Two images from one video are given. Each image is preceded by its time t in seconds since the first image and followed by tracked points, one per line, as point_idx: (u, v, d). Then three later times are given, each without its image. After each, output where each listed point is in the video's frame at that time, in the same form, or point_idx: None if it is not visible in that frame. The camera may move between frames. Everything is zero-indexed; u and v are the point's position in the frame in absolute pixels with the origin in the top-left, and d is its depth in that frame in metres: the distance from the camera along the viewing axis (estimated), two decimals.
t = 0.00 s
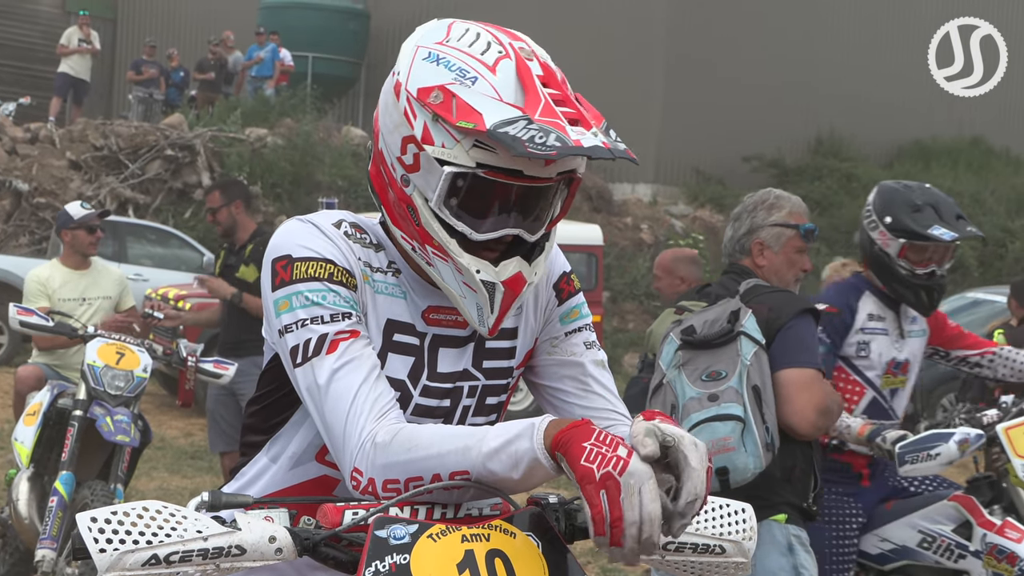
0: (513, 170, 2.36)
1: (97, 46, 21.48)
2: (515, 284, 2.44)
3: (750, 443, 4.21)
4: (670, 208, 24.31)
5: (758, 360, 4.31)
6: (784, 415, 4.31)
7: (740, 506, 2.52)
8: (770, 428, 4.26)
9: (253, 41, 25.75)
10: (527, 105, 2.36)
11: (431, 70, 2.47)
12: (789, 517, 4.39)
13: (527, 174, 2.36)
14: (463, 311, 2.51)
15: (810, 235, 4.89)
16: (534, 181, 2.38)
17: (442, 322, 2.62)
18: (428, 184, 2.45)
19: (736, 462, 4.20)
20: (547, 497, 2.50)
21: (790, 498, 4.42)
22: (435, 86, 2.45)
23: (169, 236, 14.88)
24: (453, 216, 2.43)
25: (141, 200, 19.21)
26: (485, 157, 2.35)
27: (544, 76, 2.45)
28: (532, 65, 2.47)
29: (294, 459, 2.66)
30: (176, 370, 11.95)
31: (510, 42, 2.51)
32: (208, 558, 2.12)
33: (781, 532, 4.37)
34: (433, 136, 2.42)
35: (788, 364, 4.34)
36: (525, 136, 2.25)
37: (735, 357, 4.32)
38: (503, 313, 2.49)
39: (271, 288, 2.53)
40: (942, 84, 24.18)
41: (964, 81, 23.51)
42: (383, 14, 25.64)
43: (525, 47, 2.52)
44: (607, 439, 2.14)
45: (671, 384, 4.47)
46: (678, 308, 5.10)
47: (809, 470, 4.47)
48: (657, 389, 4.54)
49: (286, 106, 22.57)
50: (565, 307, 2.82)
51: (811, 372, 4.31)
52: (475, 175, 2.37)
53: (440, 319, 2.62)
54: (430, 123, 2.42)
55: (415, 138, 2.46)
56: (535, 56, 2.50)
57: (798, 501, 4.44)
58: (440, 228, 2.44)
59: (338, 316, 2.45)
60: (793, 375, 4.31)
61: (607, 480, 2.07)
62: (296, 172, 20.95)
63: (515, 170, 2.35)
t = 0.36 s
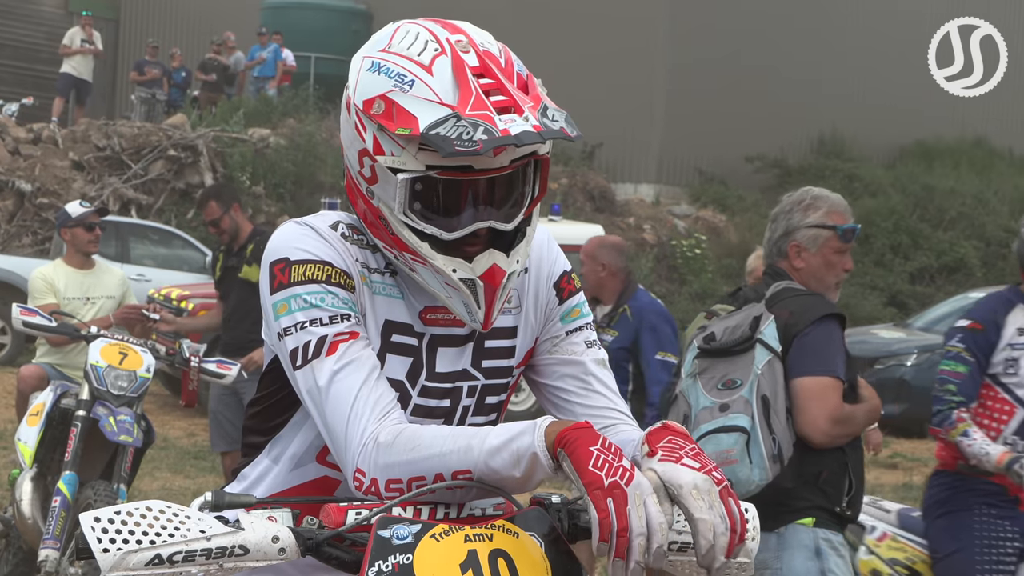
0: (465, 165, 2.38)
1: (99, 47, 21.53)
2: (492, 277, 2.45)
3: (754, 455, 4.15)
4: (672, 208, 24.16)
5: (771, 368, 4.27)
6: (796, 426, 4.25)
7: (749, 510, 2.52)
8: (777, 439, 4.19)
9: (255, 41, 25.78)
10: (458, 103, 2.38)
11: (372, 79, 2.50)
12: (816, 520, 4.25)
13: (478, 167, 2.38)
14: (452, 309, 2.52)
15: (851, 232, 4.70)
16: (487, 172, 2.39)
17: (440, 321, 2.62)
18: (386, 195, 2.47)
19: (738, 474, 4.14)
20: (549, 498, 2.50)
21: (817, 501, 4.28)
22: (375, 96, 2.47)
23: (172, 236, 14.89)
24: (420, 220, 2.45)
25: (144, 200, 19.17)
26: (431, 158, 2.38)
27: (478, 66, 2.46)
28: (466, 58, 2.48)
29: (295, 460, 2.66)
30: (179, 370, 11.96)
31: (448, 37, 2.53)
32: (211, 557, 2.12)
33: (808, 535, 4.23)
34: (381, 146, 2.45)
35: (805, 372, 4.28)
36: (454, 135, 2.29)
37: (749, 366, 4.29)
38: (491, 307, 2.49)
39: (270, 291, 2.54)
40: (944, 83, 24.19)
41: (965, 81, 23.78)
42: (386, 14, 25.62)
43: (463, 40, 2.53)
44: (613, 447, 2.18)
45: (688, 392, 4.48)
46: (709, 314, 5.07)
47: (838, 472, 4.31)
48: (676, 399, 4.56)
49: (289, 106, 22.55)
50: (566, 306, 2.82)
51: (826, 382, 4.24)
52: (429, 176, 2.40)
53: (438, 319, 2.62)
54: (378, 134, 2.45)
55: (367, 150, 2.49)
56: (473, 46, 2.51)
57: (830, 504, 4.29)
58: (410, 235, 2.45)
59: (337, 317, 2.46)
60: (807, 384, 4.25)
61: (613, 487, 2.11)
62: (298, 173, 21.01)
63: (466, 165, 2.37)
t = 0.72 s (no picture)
0: (445, 167, 2.37)
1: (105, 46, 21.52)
2: (482, 275, 2.45)
3: (764, 470, 4.11)
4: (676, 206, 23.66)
5: (792, 382, 4.15)
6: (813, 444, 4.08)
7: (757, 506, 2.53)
8: (789, 454, 4.09)
9: (261, 40, 25.79)
10: (429, 107, 2.38)
11: (349, 84, 2.50)
12: (846, 526, 4.05)
13: (457, 167, 2.37)
14: (446, 308, 2.52)
15: (903, 236, 4.26)
16: (466, 172, 2.38)
17: (439, 319, 2.61)
18: (371, 199, 2.47)
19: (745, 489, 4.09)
20: (551, 496, 2.53)
21: (849, 508, 4.08)
22: (353, 102, 2.48)
23: (177, 235, 14.91)
24: (408, 222, 2.44)
25: (149, 200, 19.23)
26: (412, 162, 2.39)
27: (452, 65, 2.46)
28: (442, 56, 2.48)
29: (296, 459, 2.66)
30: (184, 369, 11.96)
31: (422, 37, 2.52)
32: (212, 557, 2.12)
33: (837, 542, 4.04)
34: (362, 151, 2.45)
35: (823, 385, 4.06)
36: (425, 139, 2.30)
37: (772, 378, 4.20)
38: (484, 305, 2.48)
39: (269, 290, 2.54)
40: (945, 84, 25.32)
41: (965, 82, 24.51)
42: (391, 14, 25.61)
43: (437, 38, 2.52)
44: (616, 444, 2.18)
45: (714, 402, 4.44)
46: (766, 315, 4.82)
47: (875, 480, 4.11)
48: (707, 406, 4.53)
49: (295, 105, 22.50)
50: (567, 303, 2.82)
51: (843, 399, 4.01)
52: (411, 179, 2.40)
53: (437, 317, 2.61)
54: (357, 140, 2.45)
55: (348, 156, 2.49)
56: (446, 44, 2.50)
57: (863, 511, 4.08)
58: (398, 238, 2.44)
59: (336, 316, 2.46)
60: (823, 399, 4.04)
61: (619, 486, 2.11)
62: (303, 172, 20.80)
63: (446, 166, 2.36)
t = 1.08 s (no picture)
0: (452, 162, 2.37)
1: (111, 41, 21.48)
2: (489, 270, 2.45)
3: (765, 467, 4.19)
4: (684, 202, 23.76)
5: (800, 383, 4.20)
6: (817, 445, 4.07)
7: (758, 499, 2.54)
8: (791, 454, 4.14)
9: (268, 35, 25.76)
10: (438, 101, 2.38)
11: (355, 79, 2.50)
12: (856, 528, 4.03)
13: (465, 162, 2.37)
14: (452, 302, 2.52)
15: (935, 236, 4.19)
16: (472, 167, 2.37)
17: (444, 313, 2.61)
18: (378, 194, 2.47)
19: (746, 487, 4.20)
20: (554, 491, 2.53)
21: (859, 509, 4.06)
22: (360, 96, 2.47)
23: (184, 230, 14.92)
24: (415, 217, 2.43)
25: (155, 194, 19.32)
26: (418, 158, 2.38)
27: (460, 60, 2.46)
28: (449, 51, 2.48)
29: (299, 452, 2.67)
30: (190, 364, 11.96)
31: (428, 32, 2.52)
32: (214, 553, 2.12)
33: (846, 543, 4.03)
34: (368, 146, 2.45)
35: (828, 387, 4.06)
36: (434, 134, 2.30)
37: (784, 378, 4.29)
38: (491, 300, 2.49)
39: (273, 284, 2.54)
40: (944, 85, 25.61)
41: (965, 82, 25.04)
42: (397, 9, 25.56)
43: (444, 33, 2.52)
44: (619, 441, 2.18)
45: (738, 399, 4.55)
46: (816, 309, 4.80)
47: (891, 482, 4.06)
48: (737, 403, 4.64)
49: (301, 101, 22.49)
50: (572, 296, 2.82)
51: (844, 402, 3.99)
52: (417, 173, 2.40)
53: (443, 310, 2.61)
54: (364, 134, 2.45)
55: (355, 150, 2.49)
56: (453, 39, 2.50)
57: (874, 514, 4.05)
58: (405, 233, 2.44)
59: (341, 310, 2.46)
60: (826, 401, 4.04)
61: (621, 484, 2.11)
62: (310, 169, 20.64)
63: (453, 162, 2.36)
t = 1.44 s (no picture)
0: (454, 159, 2.37)
1: (111, 34, 21.37)
2: (491, 267, 2.45)
3: (777, 458, 4.15)
4: (684, 196, 23.77)
5: (820, 376, 4.21)
6: (829, 438, 4.09)
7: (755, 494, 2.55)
8: (803, 446, 4.13)
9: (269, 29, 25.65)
10: (439, 97, 2.38)
11: (359, 74, 2.50)
12: (868, 524, 4.04)
13: (466, 160, 2.37)
14: (453, 299, 2.52)
15: (968, 236, 4.20)
16: (474, 164, 2.37)
17: (446, 308, 2.61)
18: (380, 190, 2.47)
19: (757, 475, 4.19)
20: (555, 485, 2.54)
21: (874, 506, 4.06)
22: (362, 92, 2.47)
23: (184, 224, 14.90)
24: (417, 212, 2.43)
25: (155, 188, 19.34)
26: (419, 154, 2.38)
27: (462, 56, 2.46)
28: (451, 48, 2.47)
29: (301, 448, 2.66)
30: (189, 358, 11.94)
31: (431, 28, 2.52)
32: (216, 547, 2.12)
33: (858, 540, 4.05)
34: (371, 143, 2.45)
35: (846, 382, 4.07)
36: (436, 131, 2.30)
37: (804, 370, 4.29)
38: (492, 297, 2.49)
39: (275, 279, 2.54)
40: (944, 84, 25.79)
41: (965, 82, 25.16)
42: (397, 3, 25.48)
43: (447, 29, 2.52)
44: (620, 435, 2.18)
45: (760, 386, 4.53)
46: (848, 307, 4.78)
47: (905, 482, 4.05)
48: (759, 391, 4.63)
49: (302, 95, 22.44)
50: (574, 292, 2.82)
51: (858, 397, 4.00)
52: (419, 169, 2.40)
53: (444, 306, 2.61)
54: (367, 130, 2.46)
55: (358, 147, 2.50)
56: (456, 36, 2.50)
57: (886, 512, 4.04)
58: (407, 228, 2.44)
59: (343, 304, 2.45)
60: (841, 396, 4.05)
61: (623, 478, 2.11)
62: (310, 161, 20.75)
63: (455, 158, 2.36)
